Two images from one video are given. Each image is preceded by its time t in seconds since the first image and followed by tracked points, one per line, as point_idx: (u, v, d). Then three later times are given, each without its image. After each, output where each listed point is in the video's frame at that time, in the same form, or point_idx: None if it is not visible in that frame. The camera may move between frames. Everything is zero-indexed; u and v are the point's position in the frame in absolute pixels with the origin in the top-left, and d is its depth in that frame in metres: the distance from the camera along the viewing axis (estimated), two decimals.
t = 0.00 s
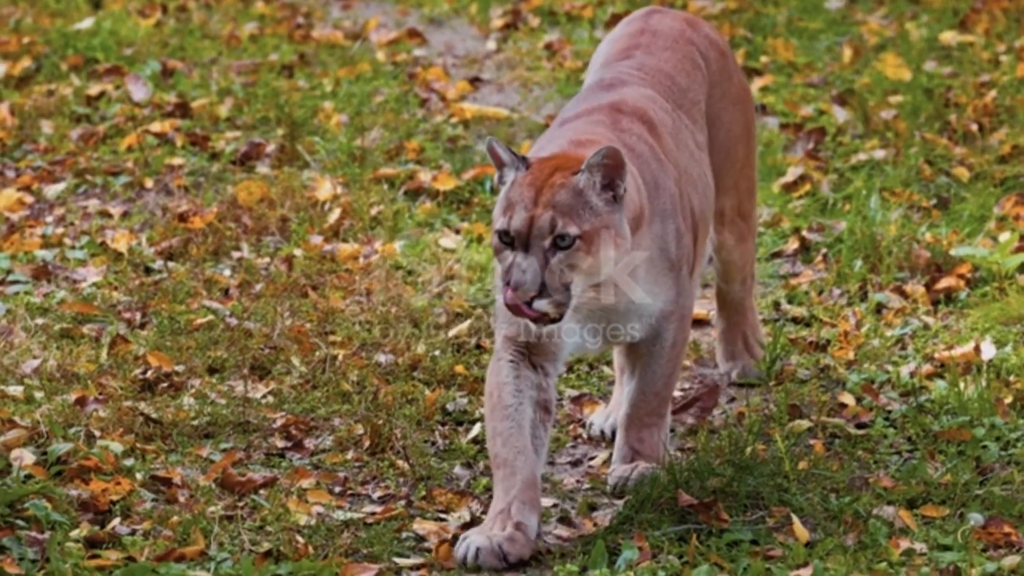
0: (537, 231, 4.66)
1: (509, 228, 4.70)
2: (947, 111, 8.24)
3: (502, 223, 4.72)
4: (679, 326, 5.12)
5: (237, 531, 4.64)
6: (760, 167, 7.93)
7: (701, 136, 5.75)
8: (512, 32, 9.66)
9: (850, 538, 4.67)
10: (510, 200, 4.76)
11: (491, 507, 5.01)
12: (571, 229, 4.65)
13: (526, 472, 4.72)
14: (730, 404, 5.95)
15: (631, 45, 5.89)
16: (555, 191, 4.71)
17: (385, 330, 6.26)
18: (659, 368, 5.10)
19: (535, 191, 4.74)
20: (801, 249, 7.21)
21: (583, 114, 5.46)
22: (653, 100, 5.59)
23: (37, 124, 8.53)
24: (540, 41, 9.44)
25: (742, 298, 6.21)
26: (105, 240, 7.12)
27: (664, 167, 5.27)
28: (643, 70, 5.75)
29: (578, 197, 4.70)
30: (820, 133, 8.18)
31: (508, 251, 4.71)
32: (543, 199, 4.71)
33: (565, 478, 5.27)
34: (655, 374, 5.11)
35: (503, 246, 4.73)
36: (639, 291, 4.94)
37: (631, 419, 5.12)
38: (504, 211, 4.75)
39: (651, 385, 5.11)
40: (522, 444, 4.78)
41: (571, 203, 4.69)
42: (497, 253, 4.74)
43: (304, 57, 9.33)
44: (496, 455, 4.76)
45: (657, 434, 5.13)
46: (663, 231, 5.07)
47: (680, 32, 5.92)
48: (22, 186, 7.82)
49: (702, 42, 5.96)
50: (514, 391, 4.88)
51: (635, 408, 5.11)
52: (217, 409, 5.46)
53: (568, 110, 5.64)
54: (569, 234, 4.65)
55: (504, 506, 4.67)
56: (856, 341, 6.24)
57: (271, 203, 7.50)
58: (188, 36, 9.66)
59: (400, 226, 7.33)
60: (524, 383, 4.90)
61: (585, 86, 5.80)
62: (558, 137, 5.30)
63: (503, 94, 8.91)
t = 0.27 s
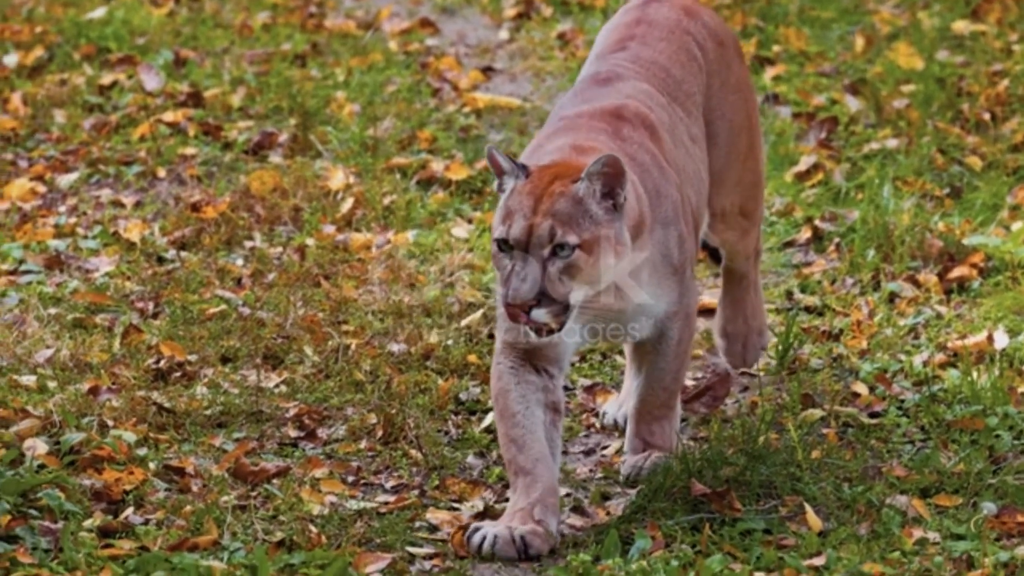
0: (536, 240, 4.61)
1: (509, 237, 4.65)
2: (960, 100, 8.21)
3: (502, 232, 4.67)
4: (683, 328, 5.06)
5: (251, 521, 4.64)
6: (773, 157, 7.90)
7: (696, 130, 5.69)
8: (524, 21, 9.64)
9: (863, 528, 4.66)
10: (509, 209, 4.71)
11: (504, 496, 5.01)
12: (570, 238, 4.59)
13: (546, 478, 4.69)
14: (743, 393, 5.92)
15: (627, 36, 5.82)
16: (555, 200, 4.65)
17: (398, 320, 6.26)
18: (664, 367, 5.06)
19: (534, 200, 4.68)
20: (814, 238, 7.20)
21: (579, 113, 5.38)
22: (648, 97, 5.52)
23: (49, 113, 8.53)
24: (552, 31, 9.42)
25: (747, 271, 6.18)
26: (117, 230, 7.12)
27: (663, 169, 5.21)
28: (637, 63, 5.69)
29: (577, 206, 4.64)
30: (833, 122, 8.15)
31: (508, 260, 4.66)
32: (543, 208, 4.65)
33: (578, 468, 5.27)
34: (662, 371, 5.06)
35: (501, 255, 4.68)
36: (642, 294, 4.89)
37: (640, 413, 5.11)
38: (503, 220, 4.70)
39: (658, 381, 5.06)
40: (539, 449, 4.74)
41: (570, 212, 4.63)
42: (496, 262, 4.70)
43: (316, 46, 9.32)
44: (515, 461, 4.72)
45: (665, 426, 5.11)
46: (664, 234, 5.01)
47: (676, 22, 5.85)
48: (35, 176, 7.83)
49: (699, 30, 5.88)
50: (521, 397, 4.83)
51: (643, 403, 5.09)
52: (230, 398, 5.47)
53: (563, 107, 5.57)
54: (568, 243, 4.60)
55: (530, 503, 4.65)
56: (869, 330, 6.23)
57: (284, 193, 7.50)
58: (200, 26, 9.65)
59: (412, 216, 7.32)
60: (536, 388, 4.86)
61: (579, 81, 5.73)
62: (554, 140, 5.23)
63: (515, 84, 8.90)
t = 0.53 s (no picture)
0: (532, 247, 4.52)
1: (504, 243, 4.56)
2: (973, 88, 8.18)
3: (497, 238, 4.58)
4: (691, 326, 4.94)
5: (265, 509, 4.64)
6: (787, 145, 7.88)
7: (696, 124, 5.54)
8: (538, 10, 9.62)
9: (876, 517, 4.63)
10: (505, 214, 4.61)
11: (518, 484, 5.01)
12: (566, 246, 4.51)
13: (563, 469, 4.69)
14: (756, 382, 5.90)
15: (626, 26, 5.65)
16: (550, 206, 4.56)
17: (412, 308, 6.26)
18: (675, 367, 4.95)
19: (530, 205, 4.58)
20: (828, 226, 7.18)
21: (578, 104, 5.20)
22: (649, 90, 5.37)
23: (63, 103, 8.54)
24: (566, 20, 9.40)
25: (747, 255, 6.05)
26: (131, 219, 7.13)
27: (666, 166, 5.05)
28: (636, 54, 5.52)
29: (573, 213, 4.55)
30: (846, 111, 8.12)
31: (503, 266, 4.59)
32: (538, 214, 4.56)
33: (592, 456, 5.27)
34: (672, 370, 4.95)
35: (497, 261, 4.59)
36: (641, 294, 4.80)
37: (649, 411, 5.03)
38: (499, 225, 4.61)
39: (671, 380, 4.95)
40: (553, 439, 4.73)
41: (566, 220, 4.54)
42: (491, 267, 4.61)
43: (330, 35, 9.31)
44: (531, 454, 4.71)
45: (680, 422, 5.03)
46: (666, 234, 4.87)
47: (676, 13, 5.69)
48: (49, 165, 7.84)
49: (699, 22, 5.73)
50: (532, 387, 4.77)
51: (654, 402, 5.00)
52: (244, 387, 5.47)
53: (561, 99, 5.40)
54: (564, 250, 4.51)
55: (551, 492, 4.65)
56: (883, 319, 6.23)
57: (297, 181, 7.50)
58: (214, 14, 9.64)
59: (426, 205, 7.31)
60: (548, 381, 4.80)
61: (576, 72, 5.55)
62: (552, 135, 5.06)
63: (529, 73, 8.89)
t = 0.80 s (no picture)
0: (525, 242, 4.40)
1: (497, 239, 4.43)
2: (989, 77, 8.15)
3: (490, 234, 4.45)
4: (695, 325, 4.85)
5: (280, 499, 4.64)
6: (802, 134, 7.86)
7: (700, 119, 5.36)
8: None
9: (892, 505, 4.63)
10: (497, 211, 4.48)
11: (533, 473, 5.00)
12: (558, 241, 4.37)
13: (577, 459, 4.68)
14: (772, 371, 5.89)
15: (632, 18, 5.49)
16: (543, 202, 4.43)
17: (427, 297, 6.25)
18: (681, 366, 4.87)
19: (523, 201, 4.46)
20: (843, 215, 7.16)
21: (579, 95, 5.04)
22: (654, 83, 5.22)
23: (78, 92, 8.55)
24: (581, 8, 9.38)
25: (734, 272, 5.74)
26: (146, 208, 7.14)
27: (668, 163, 4.90)
28: (642, 46, 5.36)
29: (566, 208, 4.42)
30: (862, 99, 8.09)
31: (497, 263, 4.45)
32: (531, 209, 4.43)
33: (608, 445, 5.26)
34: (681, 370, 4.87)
35: (491, 258, 4.46)
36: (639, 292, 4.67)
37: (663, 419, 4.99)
38: (492, 221, 4.49)
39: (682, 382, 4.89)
40: (566, 426, 4.71)
41: (559, 215, 4.41)
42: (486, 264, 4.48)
43: (345, 24, 9.30)
44: (545, 441, 4.69)
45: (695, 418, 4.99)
46: (667, 231, 4.73)
47: (682, 6, 5.53)
48: (64, 154, 7.86)
49: (706, 15, 5.56)
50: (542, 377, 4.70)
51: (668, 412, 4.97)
52: (260, 376, 5.48)
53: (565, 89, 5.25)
54: (557, 245, 4.38)
55: (564, 481, 4.64)
56: (898, 307, 6.20)
57: (313, 170, 7.50)
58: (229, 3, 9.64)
59: (441, 193, 7.30)
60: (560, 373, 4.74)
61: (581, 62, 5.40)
62: (552, 129, 4.91)
63: (544, 61, 8.87)
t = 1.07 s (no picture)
0: (520, 231, 4.33)
1: (494, 227, 4.37)
2: (1005, 66, 8.13)
3: (488, 221, 4.39)
4: (693, 320, 4.73)
5: (297, 487, 4.65)
6: (819, 123, 7.84)
7: (706, 116, 5.24)
8: None
9: (909, 493, 4.61)
10: (496, 198, 4.42)
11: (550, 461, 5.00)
12: (555, 230, 4.29)
13: (591, 444, 4.69)
14: (788, 359, 5.88)
15: (642, 12, 5.38)
16: (540, 189, 4.35)
17: (443, 285, 6.25)
18: (673, 361, 4.74)
19: (520, 188, 4.39)
20: (859, 203, 7.14)
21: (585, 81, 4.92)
22: (663, 75, 5.10)
23: (94, 80, 8.56)
24: None
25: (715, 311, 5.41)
26: (162, 197, 7.15)
27: (673, 157, 4.78)
28: (651, 39, 5.24)
29: (563, 197, 4.33)
30: (878, 87, 8.07)
31: (494, 250, 4.39)
32: (528, 198, 4.36)
33: (624, 433, 5.25)
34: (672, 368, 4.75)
35: (489, 246, 4.40)
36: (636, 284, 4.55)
37: (652, 430, 4.81)
38: (489, 209, 4.42)
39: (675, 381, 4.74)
40: (577, 411, 4.71)
41: (555, 203, 4.33)
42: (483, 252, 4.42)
43: (361, 13, 9.30)
44: (557, 427, 4.69)
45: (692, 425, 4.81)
46: (672, 225, 4.62)
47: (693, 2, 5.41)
48: (80, 143, 7.87)
49: (716, 14, 5.44)
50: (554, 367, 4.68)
51: (659, 421, 4.78)
52: (276, 364, 5.48)
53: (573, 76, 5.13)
54: (554, 234, 4.30)
55: (579, 468, 4.65)
56: (914, 295, 6.18)
57: (329, 158, 7.50)
58: None
59: (457, 181, 7.30)
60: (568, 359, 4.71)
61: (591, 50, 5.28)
62: (558, 116, 4.80)
63: (560, 50, 8.86)
